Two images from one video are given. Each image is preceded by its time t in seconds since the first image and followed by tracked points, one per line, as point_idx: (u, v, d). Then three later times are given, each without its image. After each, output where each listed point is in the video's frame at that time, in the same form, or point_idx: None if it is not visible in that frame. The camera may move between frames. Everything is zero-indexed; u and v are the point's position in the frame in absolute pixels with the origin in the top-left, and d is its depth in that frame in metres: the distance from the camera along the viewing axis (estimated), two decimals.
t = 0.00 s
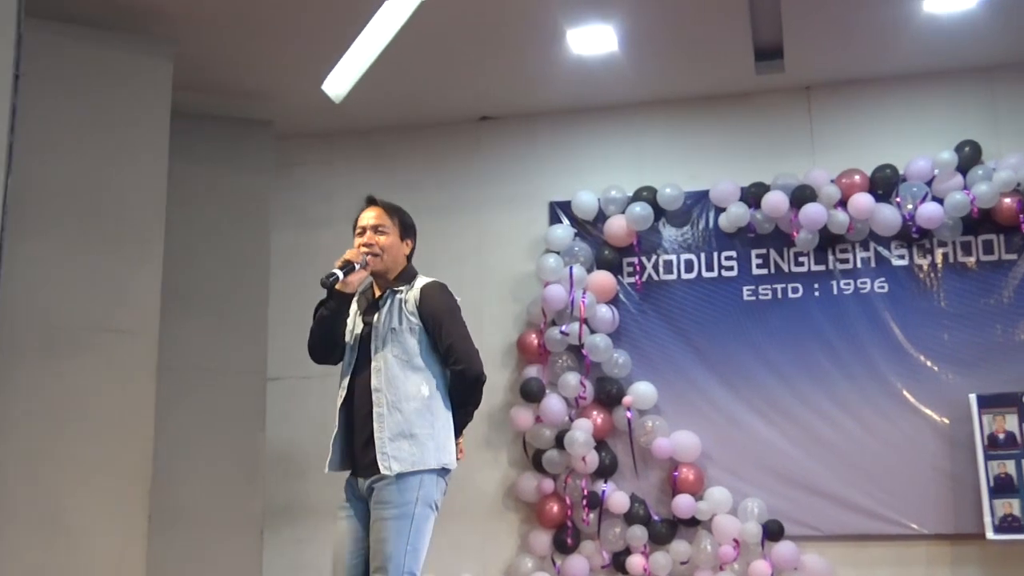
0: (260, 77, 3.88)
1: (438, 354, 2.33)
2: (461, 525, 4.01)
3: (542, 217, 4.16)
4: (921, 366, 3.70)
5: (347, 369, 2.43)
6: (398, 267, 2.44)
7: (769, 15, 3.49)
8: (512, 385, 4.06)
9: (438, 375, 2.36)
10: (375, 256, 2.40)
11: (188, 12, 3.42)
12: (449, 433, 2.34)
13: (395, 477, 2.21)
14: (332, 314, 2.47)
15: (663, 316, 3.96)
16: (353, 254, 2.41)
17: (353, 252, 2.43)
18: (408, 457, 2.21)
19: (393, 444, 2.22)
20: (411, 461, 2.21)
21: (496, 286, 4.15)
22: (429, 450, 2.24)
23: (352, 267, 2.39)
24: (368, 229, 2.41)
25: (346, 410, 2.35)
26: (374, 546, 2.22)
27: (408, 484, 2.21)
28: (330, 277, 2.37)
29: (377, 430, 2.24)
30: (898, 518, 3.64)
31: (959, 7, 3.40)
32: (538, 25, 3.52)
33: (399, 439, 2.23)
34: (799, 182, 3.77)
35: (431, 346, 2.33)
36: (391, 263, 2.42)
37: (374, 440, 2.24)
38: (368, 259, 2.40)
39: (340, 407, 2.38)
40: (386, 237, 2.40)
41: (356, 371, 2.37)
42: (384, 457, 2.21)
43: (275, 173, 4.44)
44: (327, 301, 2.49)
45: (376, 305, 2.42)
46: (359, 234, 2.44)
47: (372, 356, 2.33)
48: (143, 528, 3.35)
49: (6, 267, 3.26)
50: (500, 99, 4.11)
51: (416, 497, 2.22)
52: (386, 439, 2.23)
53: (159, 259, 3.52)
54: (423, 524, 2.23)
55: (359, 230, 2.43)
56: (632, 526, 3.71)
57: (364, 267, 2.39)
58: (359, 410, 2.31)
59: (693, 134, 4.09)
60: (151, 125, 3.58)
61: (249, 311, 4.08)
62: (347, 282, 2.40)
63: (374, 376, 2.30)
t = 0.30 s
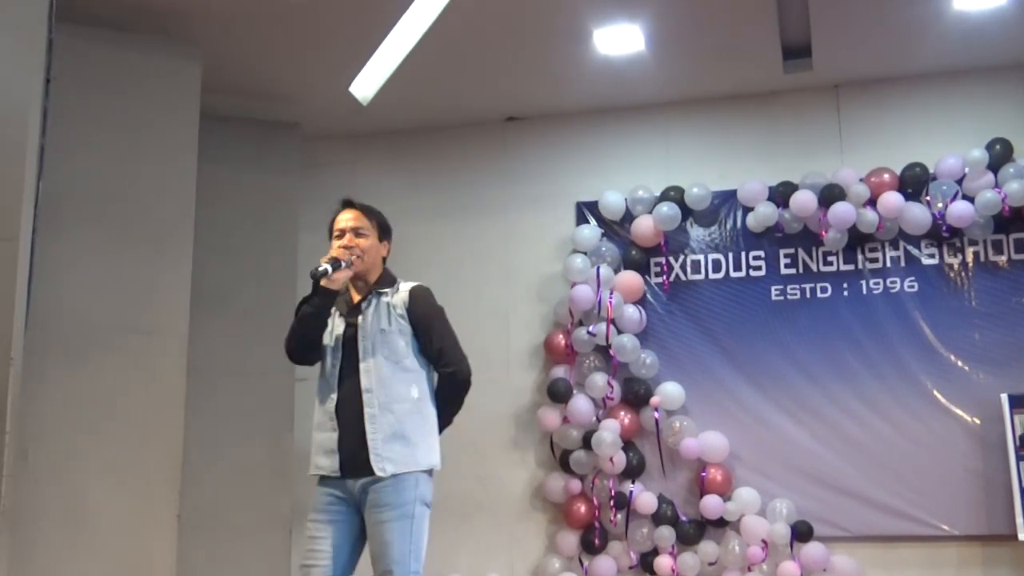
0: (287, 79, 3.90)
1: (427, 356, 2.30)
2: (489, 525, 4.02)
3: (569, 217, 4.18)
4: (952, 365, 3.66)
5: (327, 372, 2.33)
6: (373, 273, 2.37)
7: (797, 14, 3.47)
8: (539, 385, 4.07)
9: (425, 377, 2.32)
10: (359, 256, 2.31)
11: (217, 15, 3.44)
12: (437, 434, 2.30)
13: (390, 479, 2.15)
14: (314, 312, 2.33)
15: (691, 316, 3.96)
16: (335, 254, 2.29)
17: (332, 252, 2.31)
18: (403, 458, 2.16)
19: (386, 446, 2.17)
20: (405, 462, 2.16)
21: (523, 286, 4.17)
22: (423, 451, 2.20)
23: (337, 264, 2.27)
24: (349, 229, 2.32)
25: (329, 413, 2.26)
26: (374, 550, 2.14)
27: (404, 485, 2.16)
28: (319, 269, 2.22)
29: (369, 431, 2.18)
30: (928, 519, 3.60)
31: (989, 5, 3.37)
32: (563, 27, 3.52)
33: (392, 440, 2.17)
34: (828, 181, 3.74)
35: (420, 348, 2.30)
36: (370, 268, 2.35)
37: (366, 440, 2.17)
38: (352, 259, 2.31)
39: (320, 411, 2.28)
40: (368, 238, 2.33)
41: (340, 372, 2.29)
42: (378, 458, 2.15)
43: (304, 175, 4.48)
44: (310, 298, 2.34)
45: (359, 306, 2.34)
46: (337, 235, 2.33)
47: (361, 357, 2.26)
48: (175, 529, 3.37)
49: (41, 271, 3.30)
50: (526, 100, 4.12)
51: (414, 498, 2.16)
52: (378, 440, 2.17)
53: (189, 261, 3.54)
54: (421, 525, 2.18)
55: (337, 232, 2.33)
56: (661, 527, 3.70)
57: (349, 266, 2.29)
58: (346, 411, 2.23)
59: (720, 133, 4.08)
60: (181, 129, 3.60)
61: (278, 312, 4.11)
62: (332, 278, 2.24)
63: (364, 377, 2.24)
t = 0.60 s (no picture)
0: (298, 80, 3.90)
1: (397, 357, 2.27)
2: (501, 525, 4.02)
3: (581, 217, 4.18)
4: (965, 364, 3.65)
5: (290, 372, 2.22)
6: (336, 274, 2.30)
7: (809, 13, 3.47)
8: (550, 385, 4.07)
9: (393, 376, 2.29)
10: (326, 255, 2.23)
11: (229, 17, 3.44)
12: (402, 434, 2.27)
13: (366, 477, 2.11)
14: (285, 311, 2.18)
15: (704, 316, 3.96)
16: (301, 254, 2.20)
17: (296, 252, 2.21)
18: (380, 457, 2.13)
19: (364, 445, 2.12)
20: (383, 461, 2.13)
21: (535, 287, 4.17)
22: (397, 450, 2.17)
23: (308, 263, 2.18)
24: (313, 228, 2.23)
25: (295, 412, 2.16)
26: (345, 545, 2.08)
27: (379, 482, 2.13)
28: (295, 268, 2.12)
29: (346, 429, 2.13)
30: (941, 518, 3.59)
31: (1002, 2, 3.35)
32: (574, 28, 3.52)
33: (370, 439, 2.13)
34: (840, 181, 3.74)
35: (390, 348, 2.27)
36: (334, 269, 2.28)
37: (343, 439, 2.12)
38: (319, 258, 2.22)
39: (283, 410, 2.18)
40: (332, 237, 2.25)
41: (308, 371, 2.20)
42: (355, 457, 2.10)
43: (316, 176, 4.50)
44: (279, 297, 2.20)
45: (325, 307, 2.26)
46: (299, 235, 2.23)
47: (335, 356, 2.19)
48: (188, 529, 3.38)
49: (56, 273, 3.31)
50: (537, 100, 4.12)
51: (387, 495, 2.14)
52: (356, 439, 2.12)
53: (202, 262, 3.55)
54: (391, 521, 2.15)
55: (299, 233, 2.23)
56: (673, 527, 3.69)
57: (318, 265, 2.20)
58: (316, 411, 2.16)
59: (731, 132, 4.08)
60: (194, 130, 3.61)
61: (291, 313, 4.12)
62: (304, 276, 2.15)
63: (339, 376, 2.17)
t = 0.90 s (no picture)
0: (311, 81, 3.91)
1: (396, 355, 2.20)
2: (515, 525, 4.03)
3: (594, 217, 4.18)
4: (981, 363, 3.62)
5: (291, 372, 2.12)
6: (331, 274, 2.22)
7: (824, 11, 3.45)
8: (565, 385, 4.07)
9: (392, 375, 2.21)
10: (325, 256, 2.17)
11: (243, 18, 3.45)
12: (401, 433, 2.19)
13: (371, 476, 2.02)
14: (289, 310, 2.08)
15: (718, 316, 3.96)
16: (301, 254, 2.13)
17: (295, 253, 2.14)
18: (384, 455, 2.05)
19: (369, 443, 2.04)
20: (388, 460, 2.05)
21: (549, 286, 4.17)
22: (400, 449, 2.09)
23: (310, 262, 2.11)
24: (310, 228, 2.17)
25: (301, 412, 2.07)
26: (344, 546, 1.99)
27: (383, 482, 2.05)
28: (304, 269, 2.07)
29: (351, 427, 2.04)
30: (957, 518, 3.57)
31: None
32: (588, 29, 3.53)
33: (376, 437, 2.05)
34: (855, 179, 3.73)
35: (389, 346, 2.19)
36: (332, 269, 2.21)
37: (350, 438, 2.03)
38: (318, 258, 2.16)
39: (290, 411, 2.08)
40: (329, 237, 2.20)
41: (310, 370, 2.10)
42: (360, 455, 2.01)
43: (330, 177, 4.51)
44: (279, 297, 2.10)
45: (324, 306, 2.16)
46: (296, 235, 2.17)
47: (338, 354, 2.09)
48: (204, 529, 3.39)
49: (73, 274, 3.33)
50: (550, 100, 4.13)
51: (390, 495, 2.06)
52: (361, 438, 2.03)
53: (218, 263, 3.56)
54: (391, 524, 2.07)
55: (297, 232, 2.16)
56: (688, 527, 3.67)
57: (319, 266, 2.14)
58: (323, 411, 2.06)
59: (746, 131, 4.08)
60: (208, 131, 3.63)
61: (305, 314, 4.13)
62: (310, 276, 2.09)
63: (343, 374, 2.08)
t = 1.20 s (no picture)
0: (321, 82, 3.92)
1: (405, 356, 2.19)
2: (524, 525, 4.03)
3: (604, 216, 4.18)
4: (992, 362, 3.60)
5: (303, 366, 2.08)
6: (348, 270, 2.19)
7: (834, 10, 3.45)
8: (575, 385, 4.07)
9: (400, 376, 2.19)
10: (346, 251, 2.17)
11: (252, 20, 3.46)
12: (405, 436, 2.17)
13: (378, 477, 2.00)
14: (309, 305, 2.09)
15: (728, 316, 3.95)
16: (325, 252, 2.12)
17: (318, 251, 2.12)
18: (390, 456, 2.02)
19: (376, 443, 2.01)
20: (395, 461, 2.02)
21: (559, 286, 4.17)
22: (406, 450, 2.07)
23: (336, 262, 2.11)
24: (330, 225, 2.14)
25: (310, 407, 2.03)
26: (351, 549, 1.96)
27: (389, 484, 2.02)
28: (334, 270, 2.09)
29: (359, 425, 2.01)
30: (968, 518, 3.56)
31: None
32: (598, 30, 3.53)
33: (383, 437, 2.03)
34: (866, 178, 3.72)
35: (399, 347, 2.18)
36: (348, 265, 2.19)
37: (358, 435, 2.00)
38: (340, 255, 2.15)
39: (300, 406, 2.04)
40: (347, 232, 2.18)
41: (323, 365, 2.07)
42: (367, 454, 1.99)
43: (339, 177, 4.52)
44: (300, 294, 2.10)
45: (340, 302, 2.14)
46: (316, 232, 2.14)
47: (351, 352, 2.07)
48: (214, 529, 3.40)
49: (84, 275, 3.34)
50: (560, 100, 4.12)
51: (395, 498, 2.03)
52: (369, 436, 2.01)
53: (228, 264, 3.57)
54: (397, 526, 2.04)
55: (315, 229, 2.13)
56: (699, 527, 3.66)
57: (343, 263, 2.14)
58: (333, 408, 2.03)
59: (756, 130, 4.07)
60: (218, 132, 3.64)
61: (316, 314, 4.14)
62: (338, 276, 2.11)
63: (355, 372, 2.06)
